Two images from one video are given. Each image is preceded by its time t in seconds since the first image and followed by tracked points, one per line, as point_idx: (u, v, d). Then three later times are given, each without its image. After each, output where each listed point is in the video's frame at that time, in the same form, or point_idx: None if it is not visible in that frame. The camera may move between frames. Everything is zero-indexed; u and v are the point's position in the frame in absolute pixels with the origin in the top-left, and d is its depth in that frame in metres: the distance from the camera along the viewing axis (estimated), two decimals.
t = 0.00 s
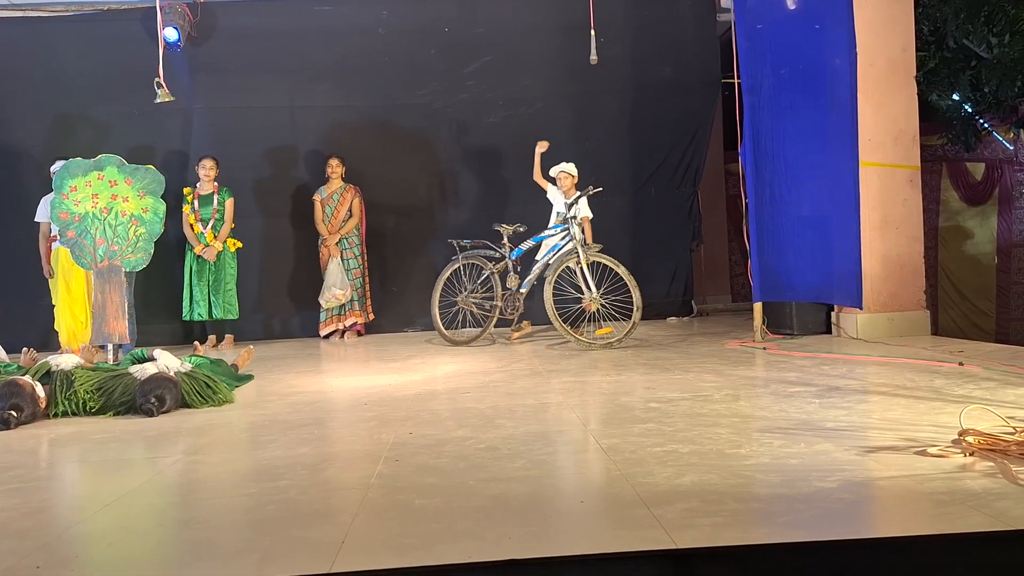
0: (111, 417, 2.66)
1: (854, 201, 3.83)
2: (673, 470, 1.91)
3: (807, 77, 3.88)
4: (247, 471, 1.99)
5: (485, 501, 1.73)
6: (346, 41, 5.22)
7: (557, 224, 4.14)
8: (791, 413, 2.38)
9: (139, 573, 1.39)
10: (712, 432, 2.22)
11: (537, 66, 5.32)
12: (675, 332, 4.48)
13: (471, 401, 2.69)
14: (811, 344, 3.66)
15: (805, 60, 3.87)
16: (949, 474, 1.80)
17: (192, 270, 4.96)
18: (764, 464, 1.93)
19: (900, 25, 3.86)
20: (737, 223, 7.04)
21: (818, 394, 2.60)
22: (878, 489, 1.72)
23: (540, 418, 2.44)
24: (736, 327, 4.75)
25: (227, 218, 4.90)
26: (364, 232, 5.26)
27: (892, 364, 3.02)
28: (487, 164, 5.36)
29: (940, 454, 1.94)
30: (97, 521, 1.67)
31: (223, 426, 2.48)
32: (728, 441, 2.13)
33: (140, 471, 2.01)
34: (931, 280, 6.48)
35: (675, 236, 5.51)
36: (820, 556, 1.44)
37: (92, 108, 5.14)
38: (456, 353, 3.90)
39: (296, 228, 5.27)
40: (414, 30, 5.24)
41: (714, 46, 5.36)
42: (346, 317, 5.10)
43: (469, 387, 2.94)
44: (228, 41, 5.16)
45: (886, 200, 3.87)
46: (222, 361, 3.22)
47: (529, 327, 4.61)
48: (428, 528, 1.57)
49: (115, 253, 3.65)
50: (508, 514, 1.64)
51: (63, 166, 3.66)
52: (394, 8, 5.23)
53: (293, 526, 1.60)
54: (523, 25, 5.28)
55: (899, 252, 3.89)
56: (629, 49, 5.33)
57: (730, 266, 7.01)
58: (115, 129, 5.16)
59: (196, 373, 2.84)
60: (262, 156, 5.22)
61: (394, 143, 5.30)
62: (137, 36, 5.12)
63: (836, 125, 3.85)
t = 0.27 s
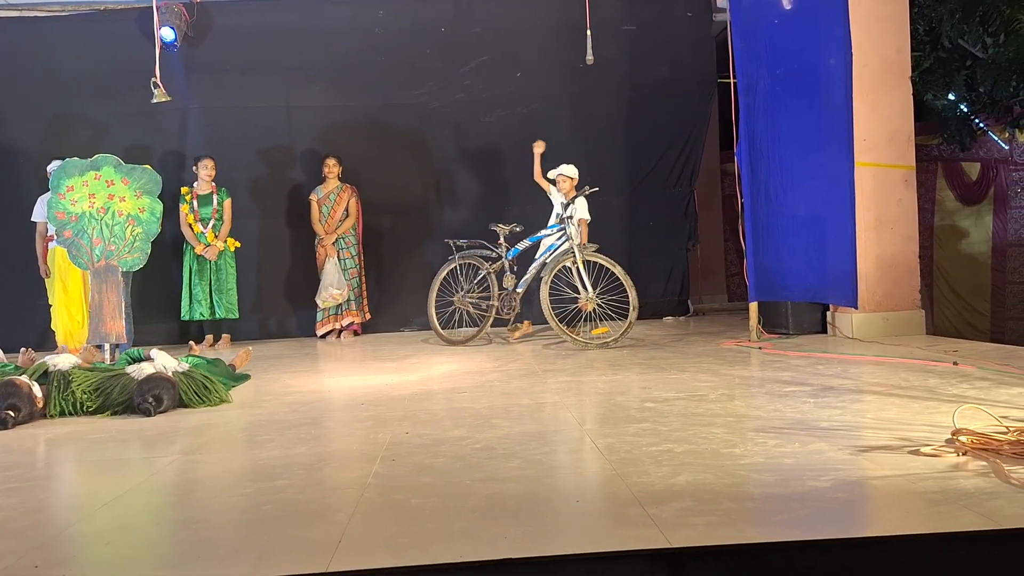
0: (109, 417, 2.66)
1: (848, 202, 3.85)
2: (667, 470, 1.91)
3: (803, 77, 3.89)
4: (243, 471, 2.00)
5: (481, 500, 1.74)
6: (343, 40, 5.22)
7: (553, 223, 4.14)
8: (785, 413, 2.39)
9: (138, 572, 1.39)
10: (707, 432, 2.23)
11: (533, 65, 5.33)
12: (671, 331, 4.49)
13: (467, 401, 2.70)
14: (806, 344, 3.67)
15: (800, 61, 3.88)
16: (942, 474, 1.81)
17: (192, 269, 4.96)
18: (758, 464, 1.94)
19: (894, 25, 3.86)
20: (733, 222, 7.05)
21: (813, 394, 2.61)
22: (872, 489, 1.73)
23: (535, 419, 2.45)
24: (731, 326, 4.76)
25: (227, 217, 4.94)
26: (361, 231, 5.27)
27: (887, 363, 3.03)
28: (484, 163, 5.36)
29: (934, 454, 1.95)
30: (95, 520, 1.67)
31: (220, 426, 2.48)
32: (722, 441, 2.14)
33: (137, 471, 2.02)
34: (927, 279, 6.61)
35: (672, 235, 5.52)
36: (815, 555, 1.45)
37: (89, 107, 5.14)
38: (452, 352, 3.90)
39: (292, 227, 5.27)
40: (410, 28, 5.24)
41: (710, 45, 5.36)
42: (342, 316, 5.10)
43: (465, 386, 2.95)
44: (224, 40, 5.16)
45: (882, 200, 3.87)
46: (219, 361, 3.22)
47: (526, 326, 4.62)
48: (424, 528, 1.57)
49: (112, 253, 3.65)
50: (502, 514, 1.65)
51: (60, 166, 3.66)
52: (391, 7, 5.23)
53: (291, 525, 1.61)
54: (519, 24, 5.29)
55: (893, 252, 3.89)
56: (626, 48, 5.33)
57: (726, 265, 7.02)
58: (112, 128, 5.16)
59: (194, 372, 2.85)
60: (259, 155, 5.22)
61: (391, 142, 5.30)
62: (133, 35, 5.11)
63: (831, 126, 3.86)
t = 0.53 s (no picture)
0: (107, 417, 2.66)
1: (844, 201, 3.85)
2: (663, 469, 1.92)
3: (799, 77, 3.89)
4: (241, 470, 2.00)
5: (478, 500, 1.74)
6: (339, 40, 5.22)
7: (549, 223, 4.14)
8: (781, 413, 2.40)
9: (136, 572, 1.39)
10: (704, 432, 2.24)
11: (530, 65, 5.33)
12: (668, 331, 4.49)
13: (464, 401, 2.70)
14: (803, 344, 3.68)
15: (797, 61, 3.88)
16: (937, 474, 1.82)
17: (192, 270, 4.95)
18: (754, 464, 1.94)
19: (891, 26, 3.92)
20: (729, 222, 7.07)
21: (808, 394, 2.62)
22: (867, 488, 1.74)
23: (531, 419, 2.45)
24: (727, 326, 4.78)
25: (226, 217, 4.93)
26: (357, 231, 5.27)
27: (882, 363, 3.04)
28: (481, 162, 5.37)
29: (929, 454, 1.96)
30: (92, 520, 1.67)
31: (217, 425, 2.49)
32: (719, 441, 2.14)
33: (135, 470, 2.02)
34: (922, 280, 6.58)
35: (668, 234, 5.53)
36: (810, 553, 1.46)
37: (86, 106, 5.13)
38: (449, 351, 3.91)
39: (290, 226, 5.27)
40: (407, 27, 5.24)
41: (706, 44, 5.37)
42: (339, 315, 5.10)
43: (462, 386, 2.96)
44: (221, 40, 5.15)
45: (876, 200, 3.94)
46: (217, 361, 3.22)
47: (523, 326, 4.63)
48: (421, 528, 1.58)
49: (109, 253, 3.64)
50: (499, 513, 1.65)
51: (57, 165, 3.66)
52: (388, 6, 5.22)
53: (289, 525, 1.61)
54: (516, 23, 5.29)
55: (889, 253, 3.95)
56: (622, 48, 5.34)
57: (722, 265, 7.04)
58: (109, 127, 5.15)
59: (192, 371, 2.85)
60: (255, 154, 5.22)
61: (388, 140, 5.30)
62: (130, 34, 5.10)
63: (828, 125, 3.86)
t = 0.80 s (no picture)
0: (103, 414, 2.65)
1: (843, 200, 3.87)
2: (662, 465, 1.91)
3: (797, 75, 3.89)
4: (239, 467, 1.99)
5: (476, 495, 1.74)
6: (338, 39, 5.22)
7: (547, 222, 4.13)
8: (780, 409, 2.40)
9: (132, 568, 1.38)
10: (702, 428, 2.23)
11: (528, 65, 5.34)
12: (666, 329, 4.49)
13: (462, 398, 2.69)
14: (801, 341, 3.68)
15: (795, 59, 3.89)
16: (937, 468, 1.82)
17: (189, 268, 4.94)
18: (753, 459, 1.94)
19: (888, 25, 3.93)
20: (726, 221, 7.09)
21: (807, 390, 2.61)
22: (867, 483, 1.73)
23: (530, 415, 2.45)
24: (725, 324, 4.77)
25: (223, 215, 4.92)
26: (355, 229, 5.27)
27: (881, 360, 3.04)
28: (479, 162, 5.37)
29: (928, 449, 1.95)
30: (88, 516, 1.66)
31: (214, 422, 2.47)
32: (717, 437, 2.14)
33: (132, 467, 2.00)
34: (921, 277, 6.57)
35: (667, 233, 5.54)
36: (812, 548, 1.45)
37: (83, 104, 5.12)
38: (447, 350, 3.90)
39: (287, 225, 5.27)
40: (405, 26, 5.25)
41: (703, 43, 5.38)
42: (336, 314, 5.09)
43: (460, 383, 2.95)
44: (219, 38, 5.15)
45: (874, 198, 3.93)
46: (214, 358, 3.20)
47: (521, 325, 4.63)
48: (420, 523, 1.57)
49: (106, 251, 3.64)
50: (498, 509, 1.64)
51: (53, 163, 3.65)
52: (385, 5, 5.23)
53: (287, 521, 1.60)
54: (513, 22, 5.30)
55: (889, 250, 3.96)
56: (620, 47, 5.35)
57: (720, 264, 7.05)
58: (106, 126, 5.14)
59: (189, 368, 2.84)
60: (252, 152, 5.21)
61: (386, 139, 5.30)
62: (127, 33, 5.10)
63: (826, 124, 3.88)
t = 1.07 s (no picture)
0: (95, 408, 2.63)
1: (838, 196, 3.87)
2: (657, 458, 1.91)
3: (793, 71, 3.92)
4: (231, 460, 1.97)
5: (469, 487, 1.73)
6: (333, 37, 5.22)
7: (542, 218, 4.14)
8: (775, 403, 2.40)
9: (121, 559, 1.36)
10: (697, 422, 2.23)
11: (523, 64, 5.35)
12: (661, 326, 4.49)
13: (457, 393, 2.69)
14: (796, 338, 3.69)
15: (790, 54, 3.90)
16: (931, 461, 1.81)
17: (182, 264, 4.93)
18: (747, 452, 1.93)
19: (885, 18, 3.86)
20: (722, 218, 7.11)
21: (802, 385, 2.62)
22: (861, 475, 1.72)
23: (524, 409, 2.44)
24: (720, 321, 4.78)
25: (216, 211, 4.88)
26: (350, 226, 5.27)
27: (875, 355, 3.04)
28: (475, 161, 5.38)
29: (922, 441, 1.95)
30: (78, 508, 1.64)
31: (207, 417, 2.46)
32: (712, 430, 2.13)
33: (123, 461, 1.99)
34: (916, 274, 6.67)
35: (662, 230, 5.55)
36: (806, 539, 1.44)
37: (78, 100, 5.11)
38: (442, 347, 3.90)
39: (282, 222, 5.26)
40: (400, 22, 5.24)
41: (699, 40, 5.39)
42: (331, 311, 5.09)
43: (455, 379, 2.95)
44: (214, 32, 5.14)
45: (870, 194, 3.89)
46: (207, 354, 3.19)
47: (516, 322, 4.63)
48: (413, 514, 1.56)
49: (99, 246, 3.63)
50: (492, 500, 1.63)
51: (46, 159, 3.64)
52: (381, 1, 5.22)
53: (278, 512, 1.59)
54: (509, 19, 5.30)
55: (885, 247, 3.92)
56: (615, 46, 5.35)
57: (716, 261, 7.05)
58: (101, 121, 5.13)
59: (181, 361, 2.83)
60: (247, 147, 5.21)
61: (381, 136, 5.30)
62: (122, 28, 5.09)
63: (821, 120, 3.89)
